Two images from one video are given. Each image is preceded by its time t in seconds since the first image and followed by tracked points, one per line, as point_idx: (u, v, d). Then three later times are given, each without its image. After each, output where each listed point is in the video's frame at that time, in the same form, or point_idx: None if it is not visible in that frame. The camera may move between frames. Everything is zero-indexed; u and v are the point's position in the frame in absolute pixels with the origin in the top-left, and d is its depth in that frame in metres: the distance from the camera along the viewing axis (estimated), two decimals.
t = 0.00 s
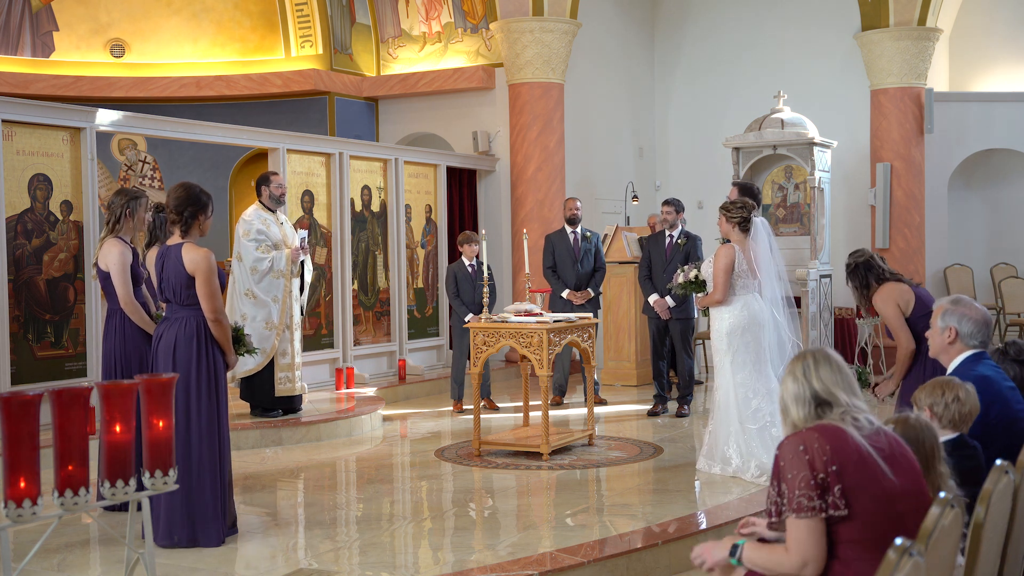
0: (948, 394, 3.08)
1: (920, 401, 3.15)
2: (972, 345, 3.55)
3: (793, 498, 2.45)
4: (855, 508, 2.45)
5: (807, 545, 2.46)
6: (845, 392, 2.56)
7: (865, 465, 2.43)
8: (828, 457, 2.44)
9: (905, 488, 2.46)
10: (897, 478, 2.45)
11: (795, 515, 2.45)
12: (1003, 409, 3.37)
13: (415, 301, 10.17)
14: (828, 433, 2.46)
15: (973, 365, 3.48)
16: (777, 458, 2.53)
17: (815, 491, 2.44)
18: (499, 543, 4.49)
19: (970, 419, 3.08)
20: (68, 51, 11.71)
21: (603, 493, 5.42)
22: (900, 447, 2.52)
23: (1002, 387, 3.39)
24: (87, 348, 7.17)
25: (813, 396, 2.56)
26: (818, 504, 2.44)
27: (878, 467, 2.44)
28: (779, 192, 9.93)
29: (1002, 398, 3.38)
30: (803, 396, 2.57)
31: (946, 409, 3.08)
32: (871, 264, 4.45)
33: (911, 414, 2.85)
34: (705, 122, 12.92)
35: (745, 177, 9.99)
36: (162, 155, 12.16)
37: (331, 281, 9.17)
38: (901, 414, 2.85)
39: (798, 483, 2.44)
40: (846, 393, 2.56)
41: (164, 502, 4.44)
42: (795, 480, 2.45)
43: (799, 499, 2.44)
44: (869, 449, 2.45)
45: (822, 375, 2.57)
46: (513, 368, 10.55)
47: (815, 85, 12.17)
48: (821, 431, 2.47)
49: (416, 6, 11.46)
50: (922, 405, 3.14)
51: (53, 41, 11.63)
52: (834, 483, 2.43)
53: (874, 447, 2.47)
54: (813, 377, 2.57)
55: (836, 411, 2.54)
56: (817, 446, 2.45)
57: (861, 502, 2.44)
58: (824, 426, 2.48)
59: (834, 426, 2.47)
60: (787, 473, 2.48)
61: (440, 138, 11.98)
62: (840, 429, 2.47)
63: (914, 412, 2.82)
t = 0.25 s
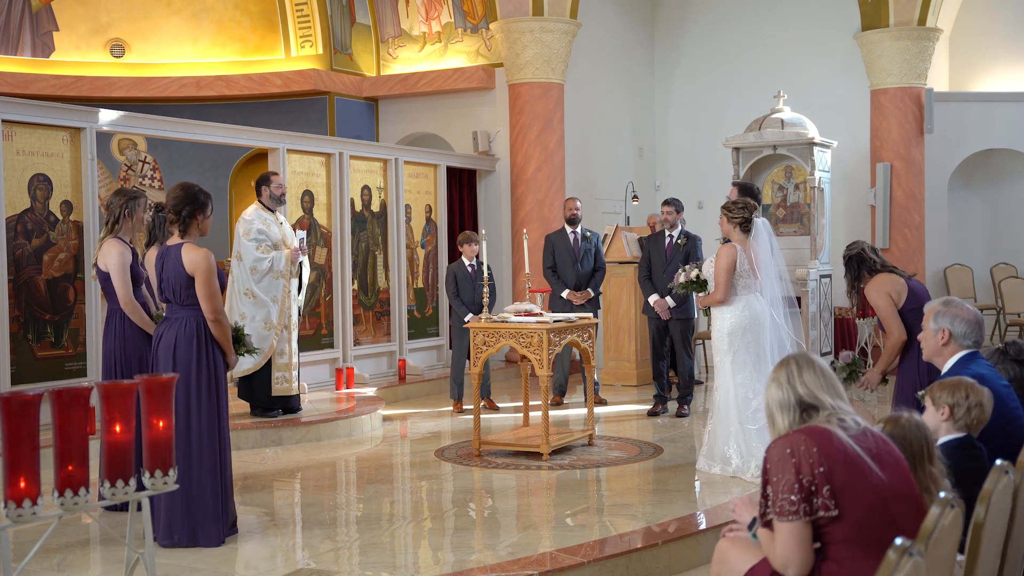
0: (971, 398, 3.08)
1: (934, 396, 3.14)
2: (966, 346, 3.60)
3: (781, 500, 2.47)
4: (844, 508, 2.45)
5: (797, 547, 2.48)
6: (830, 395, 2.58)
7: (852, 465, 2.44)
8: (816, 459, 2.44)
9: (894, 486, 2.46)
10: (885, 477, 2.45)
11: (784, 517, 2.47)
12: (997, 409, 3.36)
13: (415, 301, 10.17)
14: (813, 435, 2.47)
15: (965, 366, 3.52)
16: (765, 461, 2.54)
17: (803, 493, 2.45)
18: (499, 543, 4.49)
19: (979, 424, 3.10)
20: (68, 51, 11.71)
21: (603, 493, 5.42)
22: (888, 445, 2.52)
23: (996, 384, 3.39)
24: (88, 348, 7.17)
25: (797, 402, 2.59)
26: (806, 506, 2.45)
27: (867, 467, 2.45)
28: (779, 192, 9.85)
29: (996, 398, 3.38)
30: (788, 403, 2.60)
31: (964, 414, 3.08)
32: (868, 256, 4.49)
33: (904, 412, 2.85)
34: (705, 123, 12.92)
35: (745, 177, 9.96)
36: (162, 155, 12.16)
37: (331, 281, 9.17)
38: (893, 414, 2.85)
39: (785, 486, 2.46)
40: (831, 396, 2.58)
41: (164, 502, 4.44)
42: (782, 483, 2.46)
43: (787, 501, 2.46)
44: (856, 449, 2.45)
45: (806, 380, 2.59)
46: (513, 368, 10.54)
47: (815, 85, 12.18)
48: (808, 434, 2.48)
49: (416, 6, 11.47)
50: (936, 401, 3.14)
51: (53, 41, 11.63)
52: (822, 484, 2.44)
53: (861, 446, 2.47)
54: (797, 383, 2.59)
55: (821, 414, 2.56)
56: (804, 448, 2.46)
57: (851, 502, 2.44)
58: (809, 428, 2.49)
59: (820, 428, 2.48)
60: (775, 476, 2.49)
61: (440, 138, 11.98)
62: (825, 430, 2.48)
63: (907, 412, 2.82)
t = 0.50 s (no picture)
0: (983, 407, 3.09)
1: (945, 400, 3.13)
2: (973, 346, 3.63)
3: (775, 500, 2.48)
4: (839, 508, 2.46)
5: (791, 546, 2.49)
6: (826, 395, 2.57)
7: (847, 466, 2.44)
8: (809, 460, 2.45)
9: (890, 486, 2.46)
10: (880, 477, 2.45)
11: (776, 516, 2.48)
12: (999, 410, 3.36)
13: (415, 301, 10.18)
14: (809, 435, 2.47)
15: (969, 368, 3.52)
16: (760, 459, 2.55)
17: (797, 493, 2.46)
18: (499, 543, 4.49)
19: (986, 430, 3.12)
20: (68, 51, 11.71)
21: (603, 493, 5.42)
22: (884, 445, 2.52)
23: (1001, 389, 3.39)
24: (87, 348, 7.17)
25: (793, 402, 2.57)
26: (799, 506, 2.47)
27: (862, 467, 2.45)
28: (779, 193, 9.89)
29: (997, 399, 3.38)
30: (783, 403, 2.58)
31: (974, 422, 3.10)
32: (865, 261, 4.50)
33: (902, 412, 2.85)
34: (705, 123, 12.92)
35: (745, 177, 9.97)
36: (162, 155, 12.16)
37: (331, 281, 9.17)
38: (890, 413, 2.85)
39: (779, 486, 2.47)
40: (827, 397, 2.57)
41: (165, 501, 4.44)
42: (776, 483, 2.47)
43: (781, 501, 2.47)
44: (851, 450, 2.45)
45: (802, 380, 2.58)
46: (513, 368, 10.54)
47: (815, 85, 12.18)
48: (803, 434, 2.47)
49: (416, 6, 11.47)
50: (946, 405, 3.13)
51: (53, 41, 11.63)
52: (816, 485, 2.44)
53: (857, 446, 2.47)
54: (793, 382, 2.58)
55: (817, 415, 2.55)
56: (799, 448, 2.46)
57: (845, 503, 2.45)
58: (804, 429, 2.49)
59: (816, 428, 2.48)
60: (769, 476, 2.50)
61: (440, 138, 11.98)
62: (820, 430, 2.47)
63: (904, 412, 2.81)
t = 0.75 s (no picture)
0: (975, 411, 3.06)
1: (941, 409, 3.10)
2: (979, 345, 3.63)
3: (774, 500, 2.48)
4: (838, 508, 2.46)
5: (790, 546, 2.49)
6: (829, 393, 2.57)
7: (847, 466, 2.44)
8: (810, 460, 2.44)
9: (890, 487, 2.46)
10: (881, 477, 2.45)
11: (776, 515, 2.48)
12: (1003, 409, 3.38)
13: (415, 301, 10.17)
14: (810, 435, 2.47)
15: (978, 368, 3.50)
16: (760, 458, 2.54)
17: (797, 493, 2.46)
18: (499, 543, 4.49)
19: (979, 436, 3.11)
20: (68, 51, 11.71)
21: (603, 493, 5.42)
22: (886, 445, 2.51)
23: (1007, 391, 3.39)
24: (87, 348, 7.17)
25: (796, 398, 2.57)
26: (800, 506, 2.47)
27: (863, 468, 2.44)
28: (779, 192, 9.90)
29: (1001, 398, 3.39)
30: (786, 398, 2.58)
31: (969, 431, 3.09)
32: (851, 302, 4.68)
33: (901, 412, 2.85)
34: (705, 123, 12.92)
35: (745, 177, 9.97)
36: (162, 155, 12.16)
37: (331, 281, 9.17)
38: (888, 414, 2.85)
39: (778, 486, 2.46)
40: (830, 396, 2.57)
41: (165, 501, 4.44)
42: (776, 483, 2.47)
43: (780, 501, 2.47)
44: (852, 450, 2.45)
45: (806, 377, 2.58)
46: (513, 368, 10.54)
47: (815, 85, 12.18)
48: (804, 434, 2.47)
49: (416, 6, 11.47)
50: (942, 415, 3.10)
51: (53, 41, 11.63)
52: (816, 485, 2.44)
53: (858, 447, 2.46)
54: (797, 378, 2.58)
55: (819, 413, 2.55)
56: (799, 448, 2.46)
57: (845, 503, 2.45)
58: (806, 428, 2.48)
59: (817, 428, 2.47)
60: (769, 475, 2.50)
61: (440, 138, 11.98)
62: (822, 430, 2.47)
63: (903, 412, 2.81)
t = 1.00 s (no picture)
0: (970, 413, 3.10)
1: (936, 414, 3.13)
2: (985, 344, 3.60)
3: (788, 504, 2.46)
4: (849, 509, 2.46)
5: (803, 550, 2.47)
6: (843, 389, 2.57)
7: (855, 466, 2.44)
8: (820, 461, 2.44)
9: (896, 486, 2.46)
10: (889, 477, 2.46)
11: (790, 520, 2.46)
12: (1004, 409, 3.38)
13: (415, 301, 10.17)
14: (820, 435, 2.46)
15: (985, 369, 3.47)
16: (768, 462, 2.53)
17: (809, 496, 2.45)
18: (499, 543, 4.49)
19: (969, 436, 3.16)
20: (68, 51, 11.72)
21: (603, 493, 5.42)
22: (888, 445, 2.53)
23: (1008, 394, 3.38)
24: (87, 348, 7.17)
25: (813, 389, 2.55)
26: (812, 509, 2.45)
27: (870, 468, 2.45)
28: (779, 192, 9.90)
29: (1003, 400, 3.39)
30: (804, 387, 2.56)
31: (965, 432, 3.13)
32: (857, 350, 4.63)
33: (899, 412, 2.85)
34: (705, 123, 12.92)
35: (745, 177, 9.96)
36: (162, 155, 12.16)
37: (331, 281, 9.17)
38: (888, 414, 2.85)
39: (791, 489, 2.45)
40: (846, 394, 2.57)
41: (165, 502, 4.44)
42: (788, 486, 2.45)
43: (793, 505, 2.45)
44: (860, 450, 2.45)
45: (825, 370, 2.57)
46: (513, 368, 10.54)
47: (815, 85, 12.18)
48: (812, 435, 2.47)
49: (416, 6, 11.47)
50: (937, 419, 3.13)
51: (53, 41, 11.63)
52: (827, 486, 2.44)
53: (865, 446, 2.47)
54: (818, 369, 2.57)
55: (831, 406, 2.54)
56: (809, 450, 2.45)
57: (855, 504, 2.45)
58: (815, 428, 2.48)
59: (825, 429, 2.47)
60: (779, 479, 2.48)
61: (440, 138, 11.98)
62: (830, 431, 2.47)
63: (903, 411, 2.81)
